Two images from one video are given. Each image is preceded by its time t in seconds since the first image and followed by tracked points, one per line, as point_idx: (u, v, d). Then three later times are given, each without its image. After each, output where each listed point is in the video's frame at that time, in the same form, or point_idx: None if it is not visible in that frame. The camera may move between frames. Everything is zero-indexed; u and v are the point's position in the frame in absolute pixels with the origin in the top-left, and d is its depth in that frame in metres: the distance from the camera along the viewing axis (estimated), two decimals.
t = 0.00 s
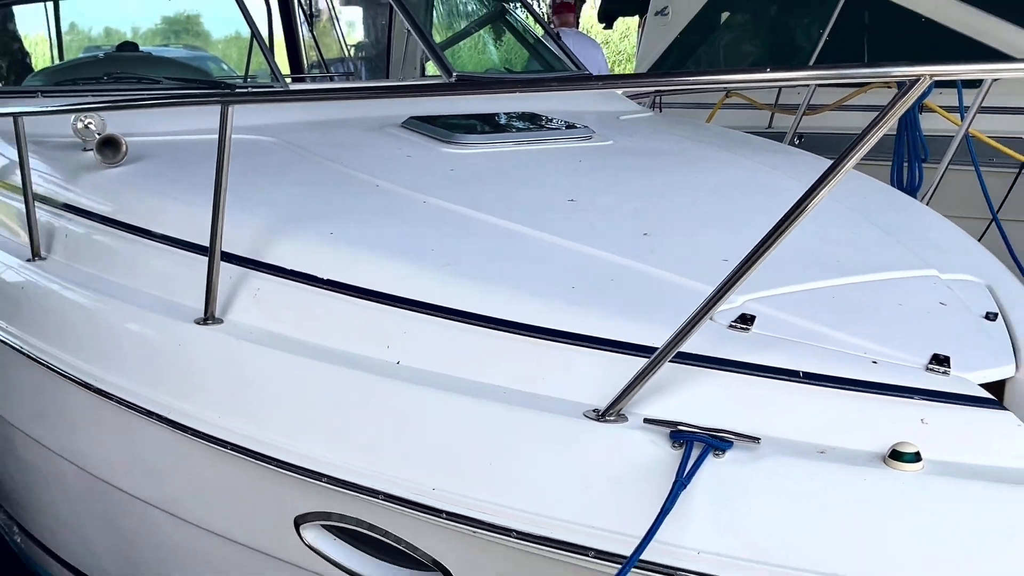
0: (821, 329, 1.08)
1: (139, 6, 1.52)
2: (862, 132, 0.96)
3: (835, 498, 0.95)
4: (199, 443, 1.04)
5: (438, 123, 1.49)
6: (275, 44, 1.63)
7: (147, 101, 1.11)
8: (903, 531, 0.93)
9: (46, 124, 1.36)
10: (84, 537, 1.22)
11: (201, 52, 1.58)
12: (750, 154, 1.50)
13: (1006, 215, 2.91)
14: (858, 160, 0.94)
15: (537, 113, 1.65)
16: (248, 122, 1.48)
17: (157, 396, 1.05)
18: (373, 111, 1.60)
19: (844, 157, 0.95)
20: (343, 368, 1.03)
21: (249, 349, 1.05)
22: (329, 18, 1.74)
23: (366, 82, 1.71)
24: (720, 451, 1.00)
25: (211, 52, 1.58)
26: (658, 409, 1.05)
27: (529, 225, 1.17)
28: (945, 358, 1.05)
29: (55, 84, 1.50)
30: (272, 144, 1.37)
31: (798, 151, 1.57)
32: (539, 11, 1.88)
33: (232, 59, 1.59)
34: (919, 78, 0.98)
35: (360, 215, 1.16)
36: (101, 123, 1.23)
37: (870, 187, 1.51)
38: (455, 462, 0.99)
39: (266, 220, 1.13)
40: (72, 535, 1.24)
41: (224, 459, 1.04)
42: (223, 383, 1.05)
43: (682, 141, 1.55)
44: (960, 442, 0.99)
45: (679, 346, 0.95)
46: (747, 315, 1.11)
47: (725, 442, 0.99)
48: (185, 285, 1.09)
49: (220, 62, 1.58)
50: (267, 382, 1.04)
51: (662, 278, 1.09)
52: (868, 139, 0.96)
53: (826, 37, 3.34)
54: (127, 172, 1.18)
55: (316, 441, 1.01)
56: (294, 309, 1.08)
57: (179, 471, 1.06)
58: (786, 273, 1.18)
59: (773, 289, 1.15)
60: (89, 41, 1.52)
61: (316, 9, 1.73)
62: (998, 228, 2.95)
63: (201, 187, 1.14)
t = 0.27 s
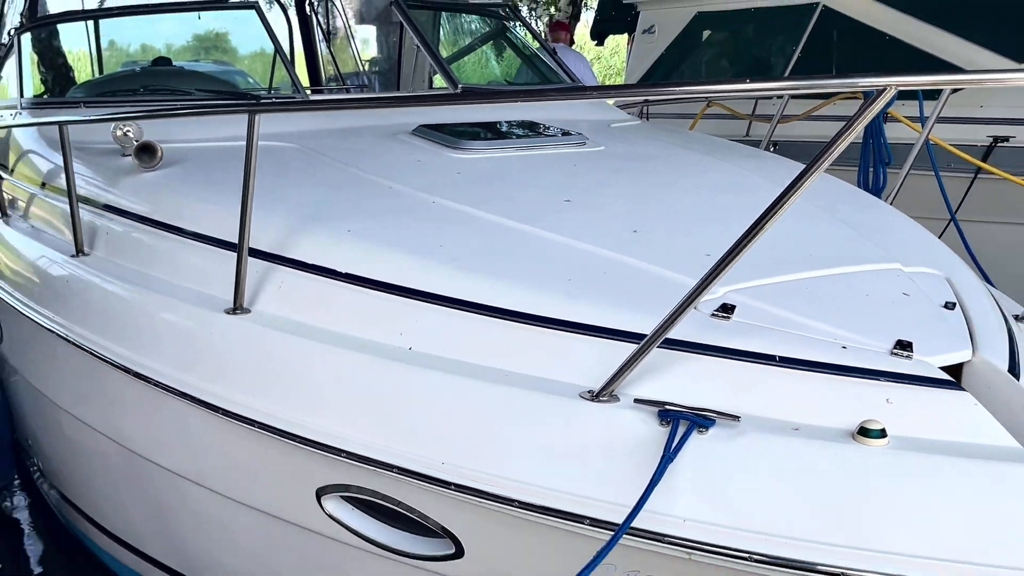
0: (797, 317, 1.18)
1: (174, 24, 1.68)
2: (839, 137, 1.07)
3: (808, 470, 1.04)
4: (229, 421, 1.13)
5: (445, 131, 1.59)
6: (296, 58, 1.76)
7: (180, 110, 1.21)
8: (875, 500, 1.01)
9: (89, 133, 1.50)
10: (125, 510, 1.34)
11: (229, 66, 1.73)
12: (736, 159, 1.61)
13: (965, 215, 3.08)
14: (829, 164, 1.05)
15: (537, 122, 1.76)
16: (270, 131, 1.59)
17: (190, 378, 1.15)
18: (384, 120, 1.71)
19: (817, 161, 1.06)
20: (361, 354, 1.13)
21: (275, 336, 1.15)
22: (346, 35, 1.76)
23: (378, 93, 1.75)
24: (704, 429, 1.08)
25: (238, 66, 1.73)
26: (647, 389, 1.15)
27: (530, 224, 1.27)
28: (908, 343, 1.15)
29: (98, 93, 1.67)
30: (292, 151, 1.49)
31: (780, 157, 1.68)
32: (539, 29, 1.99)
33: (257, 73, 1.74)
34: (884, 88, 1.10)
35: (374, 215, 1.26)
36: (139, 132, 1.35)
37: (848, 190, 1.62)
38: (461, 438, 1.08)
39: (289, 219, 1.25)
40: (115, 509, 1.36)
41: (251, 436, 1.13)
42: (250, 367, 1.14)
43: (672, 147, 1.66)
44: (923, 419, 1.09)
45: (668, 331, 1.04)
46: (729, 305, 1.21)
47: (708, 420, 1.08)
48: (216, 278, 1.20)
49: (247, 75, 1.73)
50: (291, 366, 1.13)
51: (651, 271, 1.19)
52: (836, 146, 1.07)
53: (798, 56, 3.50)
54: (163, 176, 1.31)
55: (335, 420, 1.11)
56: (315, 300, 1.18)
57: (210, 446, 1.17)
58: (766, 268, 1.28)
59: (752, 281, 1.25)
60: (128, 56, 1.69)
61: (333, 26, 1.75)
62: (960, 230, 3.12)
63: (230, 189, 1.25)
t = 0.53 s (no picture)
0: (772, 307, 1.30)
1: (204, 42, 1.79)
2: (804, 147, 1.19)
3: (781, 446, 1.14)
4: (255, 403, 1.24)
5: (451, 138, 1.71)
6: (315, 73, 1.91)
7: (208, 120, 1.34)
8: (843, 473, 1.11)
9: (124, 141, 1.64)
10: (161, 485, 1.46)
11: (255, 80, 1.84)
12: (720, 165, 1.73)
13: (926, 216, 3.27)
14: (798, 171, 1.16)
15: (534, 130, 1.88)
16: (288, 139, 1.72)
17: (219, 363, 1.27)
18: (394, 128, 1.83)
19: (787, 167, 1.18)
20: (376, 341, 1.24)
21: (296, 324, 1.26)
22: (360, 52, 1.97)
23: (389, 103, 1.92)
24: (687, 409, 1.19)
25: (263, 79, 1.84)
26: (636, 374, 1.25)
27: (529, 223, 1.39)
28: (873, 331, 1.25)
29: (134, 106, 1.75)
30: (309, 157, 1.61)
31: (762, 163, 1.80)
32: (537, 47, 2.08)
33: (281, 86, 1.85)
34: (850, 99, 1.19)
35: (386, 215, 1.38)
36: (172, 140, 1.47)
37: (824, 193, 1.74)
38: (467, 417, 1.19)
39: (310, 219, 1.36)
40: (150, 484, 1.48)
41: (275, 416, 1.25)
42: (275, 354, 1.25)
43: (660, 154, 1.78)
44: (888, 400, 1.19)
45: (654, 320, 1.15)
46: (710, 296, 1.33)
47: (691, 400, 1.19)
48: (242, 272, 1.32)
49: (271, 89, 1.84)
50: (312, 352, 1.24)
51: (641, 267, 1.30)
52: (803, 155, 1.20)
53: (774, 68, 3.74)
54: (195, 179, 1.43)
55: (352, 401, 1.21)
56: (335, 292, 1.30)
57: (237, 425, 1.28)
58: (745, 262, 1.39)
59: (732, 274, 1.37)
60: (162, 71, 1.78)
61: (349, 44, 1.96)
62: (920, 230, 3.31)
63: (256, 192, 1.37)
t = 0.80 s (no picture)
0: (750, 300, 1.41)
1: (231, 59, 1.88)
2: (778, 154, 1.31)
3: (758, 425, 1.25)
4: (278, 386, 1.37)
5: (456, 146, 1.85)
6: (332, 86, 2.07)
7: (237, 129, 1.47)
8: (814, 449, 1.21)
9: (159, 149, 1.80)
10: (193, 463, 1.59)
11: (277, 94, 1.94)
12: (706, 171, 1.86)
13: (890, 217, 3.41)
14: (771, 174, 1.28)
15: (533, 139, 2.01)
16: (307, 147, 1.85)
17: (245, 351, 1.39)
18: (402, 137, 1.96)
19: (763, 171, 1.29)
20: (389, 331, 1.37)
21: (316, 316, 1.39)
22: (372, 68, 2.17)
23: (401, 114, 2.07)
24: (672, 392, 1.30)
25: (285, 93, 1.93)
26: (626, 360, 1.37)
27: (529, 223, 1.51)
28: (841, 321, 1.36)
29: (168, 117, 1.84)
30: (326, 163, 1.75)
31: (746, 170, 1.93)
32: (535, 63, 2.21)
33: (302, 98, 1.95)
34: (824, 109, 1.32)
35: (398, 216, 1.51)
36: (203, 147, 1.62)
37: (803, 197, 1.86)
38: (472, 399, 1.31)
39: (328, 220, 1.50)
40: (184, 462, 1.62)
41: (296, 399, 1.37)
42: (296, 342, 1.38)
43: (650, 160, 1.91)
44: (856, 384, 1.30)
45: (643, 310, 1.26)
46: (692, 289, 1.44)
47: (675, 385, 1.30)
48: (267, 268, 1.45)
49: (293, 101, 1.94)
50: (330, 341, 1.37)
51: (630, 263, 1.43)
52: (778, 158, 1.31)
53: (748, 81, 3.88)
54: (225, 183, 1.57)
55: (367, 385, 1.33)
56: (351, 286, 1.43)
57: (262, 407, 1.41)
58: (726, 259, 1.50)
59: (714, 269, 1.48)
60: (192, 85, 1.88)
61: (363, 60, 2.18)
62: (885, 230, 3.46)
63: (280, 195, 1.51)
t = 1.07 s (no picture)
0: (718, 280, 1.41)
1: (237, 53, 1.99)
2: (749, 142, 1.38)
3: (729, 395, 1.27)
4: (281, 357, 1.46)
5: (446, 135, 1.95)
6: (330, 78, 2.15)
7: (250, 121, 1.60)
8: (787, 419, 1.24)
9: (175, 140, 1.94)
10: (206, 427, 1.73)
11: (280, 86, 2.05)
12: (680, 159, 1.95)
13: (846, 199, 3.46)
14: (743, 160, 1.35)
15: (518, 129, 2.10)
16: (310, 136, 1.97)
17: (251, 324, 1.50)
18: (395, 128, 2.07)
19: (736, 157, 1.37)
20: (381, 304, 1.43)
21: (314, 292, 1.47)
22: (369, 61, 2.24)
23: (392, 104, 2.18)
24: (647, 364, 1.31)
25: (286, 85, 2.04)
26: (606, 336, 1.36)
27: (512, 207, 1.58)
28: (801, 299, 1.38)
29: (180, 108, 1.98)
30: (323, 152, 1.86)
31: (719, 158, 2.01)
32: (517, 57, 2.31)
33: (301, 90, 2.03)
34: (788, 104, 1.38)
35: (390, 200, 1.60)
36: (213, 137, 1.75)
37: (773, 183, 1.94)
38: (459, 365, 1.35)
39: (328, 204, 1.61)
40: (197, 426, 1.75)
41: (297, 369, 1.46)
42: (298, 316, 1.46)
43: (628, 149, 2.00)
44: (825, 356, 1.33)
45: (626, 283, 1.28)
46: (664, 270, 1.44)
47: (650, 356, 1.31)
48: (274, 247, 1.56)
49: (293, 92, 2.04)
50: (328, 314, 1.45)
51: (607, 244, 1.45)
52: (749, 146, 1.38)
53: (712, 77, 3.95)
54: (235, 170, 1.71)
55: (361, 355, 1.40)
56: (348, 264, 1.51)
57: (268, 376, 1.51)
58: (700, 239, 1.51)
59: (687, 249, 1.48)
60: (201, 78, 2.00)
61: (358, 55, 2.25)
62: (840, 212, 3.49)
63: (285, 181, 1.64)
